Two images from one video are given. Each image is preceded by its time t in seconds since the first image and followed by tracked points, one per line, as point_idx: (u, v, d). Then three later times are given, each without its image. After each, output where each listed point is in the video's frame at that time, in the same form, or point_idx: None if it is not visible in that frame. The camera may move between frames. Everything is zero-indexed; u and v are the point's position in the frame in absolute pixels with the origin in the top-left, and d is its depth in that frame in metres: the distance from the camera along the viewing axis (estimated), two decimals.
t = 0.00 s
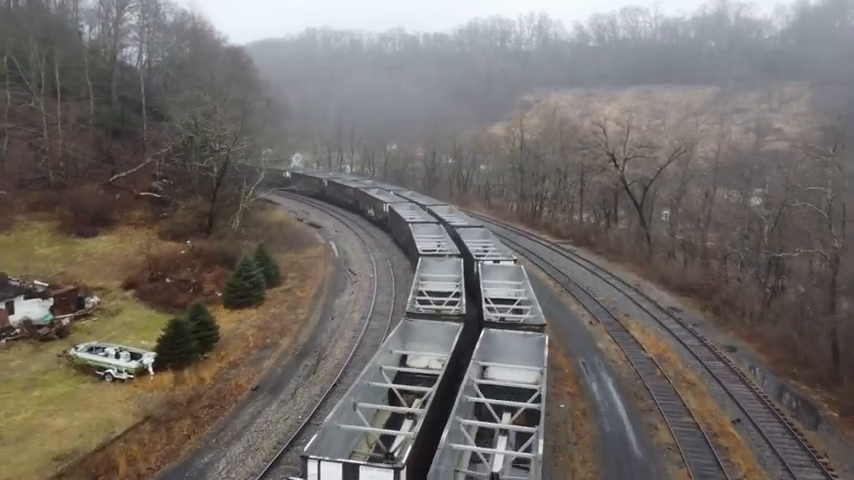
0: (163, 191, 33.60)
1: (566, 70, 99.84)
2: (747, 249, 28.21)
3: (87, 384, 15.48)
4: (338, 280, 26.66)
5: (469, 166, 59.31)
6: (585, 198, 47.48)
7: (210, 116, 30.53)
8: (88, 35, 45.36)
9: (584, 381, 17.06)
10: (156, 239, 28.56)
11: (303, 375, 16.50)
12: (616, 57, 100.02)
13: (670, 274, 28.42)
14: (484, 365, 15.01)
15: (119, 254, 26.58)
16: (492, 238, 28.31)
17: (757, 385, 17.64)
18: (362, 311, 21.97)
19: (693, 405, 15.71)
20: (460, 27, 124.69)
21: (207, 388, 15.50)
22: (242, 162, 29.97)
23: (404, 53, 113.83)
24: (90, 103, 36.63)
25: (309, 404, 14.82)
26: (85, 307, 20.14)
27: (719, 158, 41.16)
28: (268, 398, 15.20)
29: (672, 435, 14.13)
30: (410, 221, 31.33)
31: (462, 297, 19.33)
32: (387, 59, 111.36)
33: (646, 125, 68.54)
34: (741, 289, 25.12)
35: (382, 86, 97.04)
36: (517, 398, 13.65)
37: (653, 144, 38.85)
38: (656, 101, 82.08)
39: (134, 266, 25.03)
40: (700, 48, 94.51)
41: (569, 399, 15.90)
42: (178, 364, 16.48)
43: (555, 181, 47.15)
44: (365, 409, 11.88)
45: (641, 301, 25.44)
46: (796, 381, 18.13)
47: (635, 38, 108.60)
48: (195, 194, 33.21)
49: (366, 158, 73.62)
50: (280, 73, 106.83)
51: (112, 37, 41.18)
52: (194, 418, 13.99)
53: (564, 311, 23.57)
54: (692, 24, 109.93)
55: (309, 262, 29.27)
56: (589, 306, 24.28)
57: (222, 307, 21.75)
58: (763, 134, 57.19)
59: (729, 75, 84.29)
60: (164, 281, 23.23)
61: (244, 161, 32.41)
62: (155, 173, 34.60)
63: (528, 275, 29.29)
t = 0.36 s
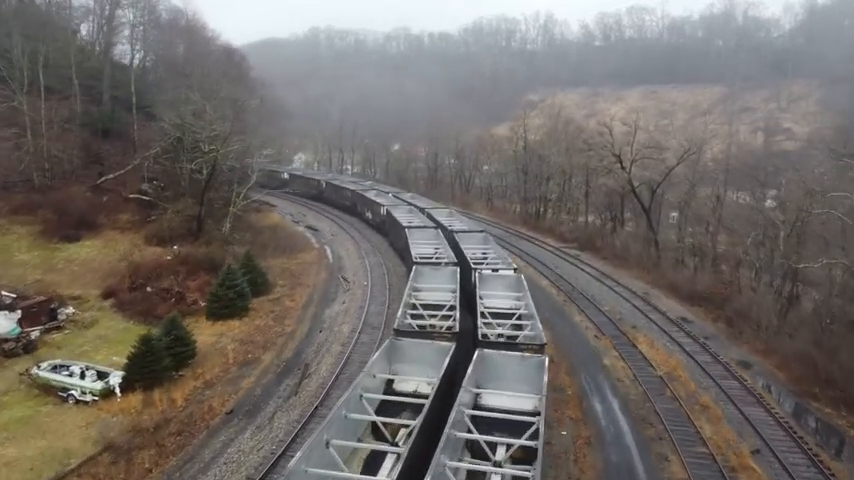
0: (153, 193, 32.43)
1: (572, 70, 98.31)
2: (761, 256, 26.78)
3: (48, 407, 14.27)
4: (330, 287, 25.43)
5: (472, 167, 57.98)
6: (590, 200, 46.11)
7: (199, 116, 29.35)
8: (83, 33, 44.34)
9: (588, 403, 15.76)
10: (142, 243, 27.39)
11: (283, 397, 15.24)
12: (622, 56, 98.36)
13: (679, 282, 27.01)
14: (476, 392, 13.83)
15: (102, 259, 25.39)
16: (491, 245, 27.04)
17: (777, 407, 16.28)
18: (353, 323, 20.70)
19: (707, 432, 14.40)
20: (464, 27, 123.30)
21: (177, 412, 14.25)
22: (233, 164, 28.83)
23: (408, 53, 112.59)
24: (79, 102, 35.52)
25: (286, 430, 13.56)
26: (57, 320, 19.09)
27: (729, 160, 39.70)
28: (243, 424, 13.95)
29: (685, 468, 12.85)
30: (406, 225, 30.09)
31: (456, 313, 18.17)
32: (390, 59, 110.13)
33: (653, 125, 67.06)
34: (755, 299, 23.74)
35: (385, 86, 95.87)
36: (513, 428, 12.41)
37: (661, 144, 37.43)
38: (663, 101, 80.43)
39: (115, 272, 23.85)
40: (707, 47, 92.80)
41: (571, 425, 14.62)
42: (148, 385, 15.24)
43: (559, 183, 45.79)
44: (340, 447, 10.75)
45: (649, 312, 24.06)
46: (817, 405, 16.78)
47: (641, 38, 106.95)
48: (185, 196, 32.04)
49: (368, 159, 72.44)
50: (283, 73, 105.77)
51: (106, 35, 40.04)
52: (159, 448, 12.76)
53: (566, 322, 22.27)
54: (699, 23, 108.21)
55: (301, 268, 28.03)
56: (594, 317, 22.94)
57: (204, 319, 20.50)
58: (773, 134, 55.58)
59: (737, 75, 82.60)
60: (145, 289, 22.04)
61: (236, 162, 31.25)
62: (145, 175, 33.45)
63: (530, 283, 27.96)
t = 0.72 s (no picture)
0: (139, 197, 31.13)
1: (578, 69, 96.57)
2: (778, 266, 25.16)
3: None
4: (320, 298, 24.00)
5: (475, 169, 56.50)
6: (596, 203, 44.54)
7: (185, 116, 28.06)
8: (77, 33, 43.21)
9: (594, 435, 14.32)
10: (124, 249, 26.08)
11: (255, 427, 13.82)
12: (629, 56, 96.60)
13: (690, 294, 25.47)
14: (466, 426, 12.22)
15: (80, 266, 24.06)
16: (491, 253, 25.58)
17: (803, 438, 14.77)
18: (340, 339, 19.27)
19: (727, 470, 12.94)
20: (470, 26, 121.74)
21: (135, 445, 12.85)
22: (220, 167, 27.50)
23: (413, 52, 111.16)
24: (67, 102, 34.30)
25: (254, 467, 12.12)
26: (19, 338, 17.86)
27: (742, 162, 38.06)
28: (207, 459, 12.53)
29: None
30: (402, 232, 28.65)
31: (449, 331, 16.72)
32: (393, 59, 108.78)
33: (660, 126, 65.37)
34: (773, 313, 22.19)
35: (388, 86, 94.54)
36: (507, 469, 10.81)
37: (671, 146, 35.85)
38: (671, 101, 78.58)
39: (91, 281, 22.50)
40: (715, 47, 90.94)
41: (574, 461, 13.19)
42: (108, 412, 13.85)
43: (564, 186, 44.21)
44: None
45: (660, 327, 22.51)
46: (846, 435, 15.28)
47: (649, 37, 105.07)
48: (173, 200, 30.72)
49: (369, 160, 71.10)
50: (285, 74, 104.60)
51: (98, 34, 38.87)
52: None
53: (570, 338, 20.81)
54: (708, 22, 106.21)
55: (291, 277, 26.61)
56: (601, 332, 21.44)
57: (180, 334, 19.06)
58: (785, 136, 53.82)
59: (747, 74, 80.69)
60: (120, 300, 20.68)
61: (225, 165, 29.96)
62: (132, 177, 32.13)
63: (532, 293, 26.48)
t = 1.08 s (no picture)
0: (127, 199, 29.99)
1: (584, 69, 95.01)
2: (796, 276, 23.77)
3: None
4: (311, 308, 22.76)
5: (478, 171, 55.17)
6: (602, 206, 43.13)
7: (172, 116, 26.88)
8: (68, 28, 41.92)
9: (601, 468, 13.05)
10: (107, 255, 24.91)
11: (227, 457, 12.57)
12: (636, 55, 94.91)
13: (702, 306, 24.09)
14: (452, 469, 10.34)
15: (59, 272, 22.90)
16: (491, 261, 24.28)
17: (831, 471, 13.43)
18: (328, 354, 18.02)
19: None
20: (476, 26, 120.28)
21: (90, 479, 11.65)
22: (208, 169, 26.29)
23: (417, 52, 109.95)
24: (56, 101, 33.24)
25: None
26: None
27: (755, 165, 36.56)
28: None
29: None
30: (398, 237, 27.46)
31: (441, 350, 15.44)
32: (397, 59, 107.47)
33: (668, 126, 63.81)
34: (792, 327, 20.81)
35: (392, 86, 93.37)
36: None
37: (681, 147, 34.43)
38: (679, 101, 76.90)
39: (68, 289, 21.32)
40: (724, 46, 89.16)
41: None
42: (65, 441, 12.65)
43: (570, 188, 42.79)
44: None
45: (671, 342, 21.12)
46: None
47: (656, 36, 103.31)
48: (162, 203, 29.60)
49: (371, 161, 69.88)
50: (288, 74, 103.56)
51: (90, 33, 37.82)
52: None
53: (575, 353, 19.53)
54: (716, 21, 104.31)
55: (282, 284, 25.37)
56: (608, 347, 20.08)
57: (156, 348, 17.79)
58: (798, 137, 52.16)
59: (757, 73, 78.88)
60: (96, 310, 19.48)
61: (215, 167, 28.76)
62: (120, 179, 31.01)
63: (534, 302, 25.17)
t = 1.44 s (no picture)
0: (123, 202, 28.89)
1: (600, 68, 92.92)
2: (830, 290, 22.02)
3: None
4: (307, 321, 21.43)
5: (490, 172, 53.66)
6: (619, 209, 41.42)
7: (166, 117, 25.75)
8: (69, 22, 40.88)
9: None
10: (96, 263, 23.82)
11: None
12: (653, 54, 92.62)
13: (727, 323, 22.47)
14: None
15: (44, 281, 21.80)
16: (498, 271, 22.82)
17: None
18: (319, 375, 16.66)
19: None
20: (490, 24, 118.49)
21: None
22: (202, 172, 25.11)
23: (430, 52, 108.62)
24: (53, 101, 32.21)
25: None
26: None
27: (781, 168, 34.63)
28: None
29: None
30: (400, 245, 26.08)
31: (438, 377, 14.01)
32: (409, 58, 106.15)
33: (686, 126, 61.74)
34: (827, 348, 19.12)
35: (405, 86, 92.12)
36: None
37: (704, 149, 32.61)
38: (698, 100, 74.66)
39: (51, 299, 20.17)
40: (744, 44, 86.54)
41: None
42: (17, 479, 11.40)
43: (585, 191, 41.09)
44: None
45: (694, 361, 19.47)
46: None
47: (674, 34, 100.80)
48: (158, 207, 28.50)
49: (381, 162, 68.63)
50: (300, 75, 102.70)
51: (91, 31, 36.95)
52: None
53: (589, 374, 18.07)
54: (735, 18, 101.48)
55: (279, 294, 24.11)
56: (625, 368, 18.51)
57: (136, 366, 16.55)
58: (823, 137, 49.91)
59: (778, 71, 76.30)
60: (76, 323, 18.29)
61: (212, 169, 27.59)
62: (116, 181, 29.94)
63: (544, 314, 23.65)
